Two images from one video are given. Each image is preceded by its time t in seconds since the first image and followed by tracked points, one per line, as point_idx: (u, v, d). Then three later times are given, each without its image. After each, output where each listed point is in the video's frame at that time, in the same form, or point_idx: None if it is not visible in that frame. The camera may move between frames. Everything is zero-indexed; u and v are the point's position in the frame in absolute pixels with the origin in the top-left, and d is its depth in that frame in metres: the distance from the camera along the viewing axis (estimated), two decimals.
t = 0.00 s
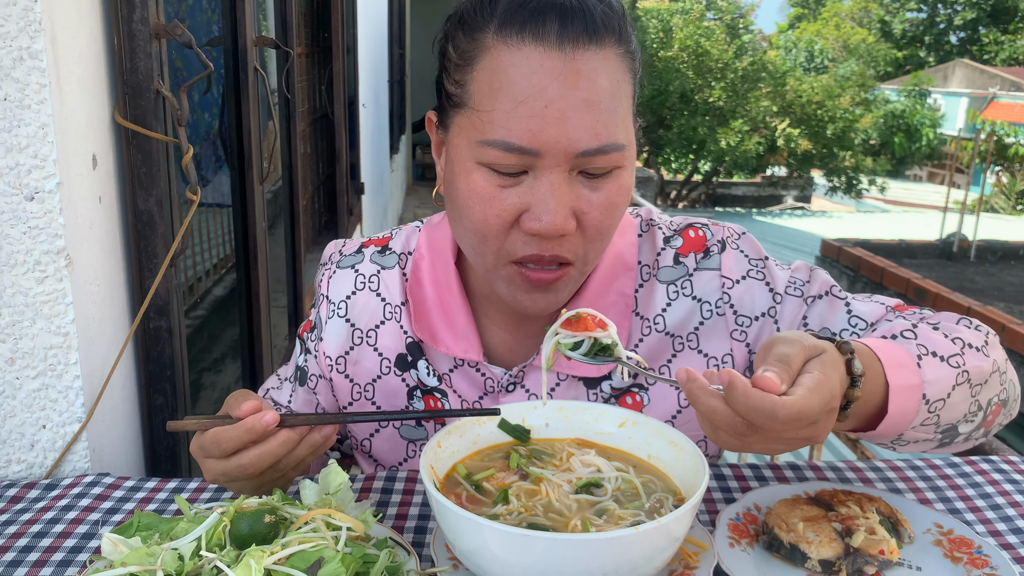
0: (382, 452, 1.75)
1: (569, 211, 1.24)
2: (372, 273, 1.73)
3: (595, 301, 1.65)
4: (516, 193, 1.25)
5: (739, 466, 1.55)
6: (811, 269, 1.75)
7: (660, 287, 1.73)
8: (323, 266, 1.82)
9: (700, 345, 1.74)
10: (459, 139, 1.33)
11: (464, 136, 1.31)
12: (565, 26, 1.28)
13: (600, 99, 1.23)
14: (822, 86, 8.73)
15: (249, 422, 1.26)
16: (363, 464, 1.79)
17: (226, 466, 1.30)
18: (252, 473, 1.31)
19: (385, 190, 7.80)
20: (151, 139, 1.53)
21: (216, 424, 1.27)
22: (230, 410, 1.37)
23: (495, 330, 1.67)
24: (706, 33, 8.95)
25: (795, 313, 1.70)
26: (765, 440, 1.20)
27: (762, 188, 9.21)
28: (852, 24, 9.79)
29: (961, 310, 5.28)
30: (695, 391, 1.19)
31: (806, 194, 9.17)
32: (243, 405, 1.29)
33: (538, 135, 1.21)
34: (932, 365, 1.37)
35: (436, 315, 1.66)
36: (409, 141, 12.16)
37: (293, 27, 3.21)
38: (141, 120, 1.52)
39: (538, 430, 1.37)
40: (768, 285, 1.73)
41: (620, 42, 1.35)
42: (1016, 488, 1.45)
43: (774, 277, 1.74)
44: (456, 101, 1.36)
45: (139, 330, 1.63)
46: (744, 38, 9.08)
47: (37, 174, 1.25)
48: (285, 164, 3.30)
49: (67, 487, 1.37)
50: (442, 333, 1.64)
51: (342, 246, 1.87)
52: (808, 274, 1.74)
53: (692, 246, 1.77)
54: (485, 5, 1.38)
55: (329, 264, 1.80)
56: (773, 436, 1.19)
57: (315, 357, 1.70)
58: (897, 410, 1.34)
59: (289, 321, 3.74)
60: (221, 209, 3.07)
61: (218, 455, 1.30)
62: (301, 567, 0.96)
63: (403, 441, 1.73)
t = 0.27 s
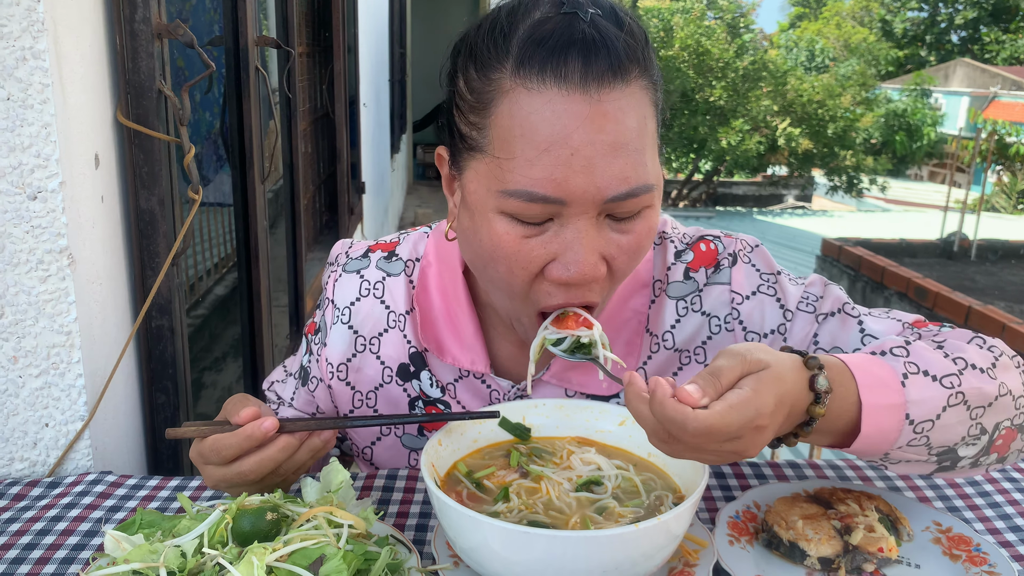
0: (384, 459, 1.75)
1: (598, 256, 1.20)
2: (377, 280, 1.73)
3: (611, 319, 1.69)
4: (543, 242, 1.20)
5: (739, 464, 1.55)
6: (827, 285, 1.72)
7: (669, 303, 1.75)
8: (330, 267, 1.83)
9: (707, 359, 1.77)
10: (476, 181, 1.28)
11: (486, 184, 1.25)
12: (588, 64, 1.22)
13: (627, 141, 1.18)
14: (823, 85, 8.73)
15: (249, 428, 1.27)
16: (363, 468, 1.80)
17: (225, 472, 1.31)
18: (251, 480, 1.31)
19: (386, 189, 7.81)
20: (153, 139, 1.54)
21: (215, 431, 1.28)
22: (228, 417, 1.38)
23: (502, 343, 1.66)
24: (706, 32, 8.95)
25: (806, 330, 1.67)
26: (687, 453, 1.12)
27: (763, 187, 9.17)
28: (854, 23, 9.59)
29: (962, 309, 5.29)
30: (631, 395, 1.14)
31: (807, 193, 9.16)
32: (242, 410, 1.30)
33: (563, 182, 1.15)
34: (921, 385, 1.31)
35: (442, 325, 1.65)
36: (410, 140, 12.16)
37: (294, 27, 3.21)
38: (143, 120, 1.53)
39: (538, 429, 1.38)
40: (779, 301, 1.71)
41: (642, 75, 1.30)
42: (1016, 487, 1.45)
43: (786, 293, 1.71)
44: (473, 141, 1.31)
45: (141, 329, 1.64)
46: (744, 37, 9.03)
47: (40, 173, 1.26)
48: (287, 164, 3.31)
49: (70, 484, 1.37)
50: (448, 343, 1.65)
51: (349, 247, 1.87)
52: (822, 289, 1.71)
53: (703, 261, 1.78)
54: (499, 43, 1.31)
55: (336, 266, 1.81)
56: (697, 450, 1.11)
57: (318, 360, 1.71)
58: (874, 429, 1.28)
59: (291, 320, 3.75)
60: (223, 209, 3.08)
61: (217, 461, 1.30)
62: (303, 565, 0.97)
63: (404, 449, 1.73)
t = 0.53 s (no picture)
0: (382, 461, 1.75)
1: (606, 285, 1.19)
2: (377, 283, 1.74)
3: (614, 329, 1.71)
4: (551, 269, 1.20)
5: (738, 463, 1.56)
6: (829, 291, 1.72)
7: (670, 310, 1.75)
8: (331, 269, 1.84)
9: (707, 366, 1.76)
10: (489, 200, 1.27)
11: (498, 210, 1.23)
12: (611, 97, 1.20)
13: (644, 176, 1.17)
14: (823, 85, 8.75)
15: (248, 426, 1.27)
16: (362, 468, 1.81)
17: (226, 471, 1.31)
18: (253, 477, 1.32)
19: (387, 190, 7.82)
20: (153, 139, 1.55)
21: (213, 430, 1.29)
22: (227, 415, 1.39)
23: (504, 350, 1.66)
24: (706, 33, 8.96)
25: (806, 336, 1.67)
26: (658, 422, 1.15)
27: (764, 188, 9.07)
28: (855, 23, 9.73)
29: (962, 309, 5.30)
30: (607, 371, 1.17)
31: (809, 194, 9.08)
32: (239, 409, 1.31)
33: (577, 215, 1.14)
34: (911, 377, 1.32)
35: (443, 329, 1.65)
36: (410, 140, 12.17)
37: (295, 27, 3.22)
38: (144, 120, 1.54)
39: (537, 428, 1.39)
40: (780, 306, 1.71)
41: (664, 106, 1.27)
42: (1014, 487, 1.46)
43: (786, 299, 1.71)
44: (488, 159, 1.29)
45: (142, 329, 1.64)
46: (744, 37, 9.13)
47: (41, 173, 1.27)
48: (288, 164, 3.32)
49: (71, 483, 1.38)
50: (447, 348, 1.64)
51: (351, 248, 1.88)
52: (824, 295, 1.71)
53: (704, 266, 1.78)
54: (521, 63, 1.30)
55: (338, 268, 1.82)
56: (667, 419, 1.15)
57: (317, 362, 1.72)
58: (862, 417, 1.27)
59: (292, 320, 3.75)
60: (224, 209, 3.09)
61: (217, 461, 1.31)
62: (303, 562, 0.98)
63: (403, 451, 1.73)
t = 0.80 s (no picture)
0: (380, 460, 1.76)
1: (597, 309, 1.20)
2: (376, 281, 1.74)
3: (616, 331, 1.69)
4: (543, 293, 1.20)
5: (736, 462, 1.56)
6: (823, 285, 1.73)
7: (665, 307, 1.74)
8: (331, 267, 1.84)
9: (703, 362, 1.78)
10: (486, 223, 1.26)
11: (494, 233, 1.22)
12: (611, 133, 1.16)
13: (640, 213, 1.14)
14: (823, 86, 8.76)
15: (248, 424, 1.27)
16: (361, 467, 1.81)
17: (226, 470, 1.31)
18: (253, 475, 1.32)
19: (387, 190, 7.83)
20: (153, 139, 1.55)
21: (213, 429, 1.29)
22: (226, 414, 1.39)
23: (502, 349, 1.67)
24: (707, 34, 8.98)
25: (800, 332, 1.69)
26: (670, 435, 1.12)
27: (765, 188, 9.14)
28: (855, 24, 9.72)
29: (962, 310, 5.31)
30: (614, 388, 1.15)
31: (809, 194, 9.12)
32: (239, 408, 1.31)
33: (571, 249, 1.12)
34: (911, 376, 1.32)
35: (441, 328, 1.66)
36: (411, 140, 12.18)
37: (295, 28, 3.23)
38: (144, 120, 1.54)
39: (535, 427, 1.39)
40: (774, 302, 1.73)
41: (667, 138, 1.23)
42: (1010, 486, 1.46)
43: (781, 296, 1.73)
44: (486, 184, 1.27)
45: (142, 328, 1.65)
46: (745, 37, 9.13)
47: (42, 174, 1.27)
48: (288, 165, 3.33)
49: (71, 483, 1.39)
50: (446, 347, 1.65)
51: (350, 247, 1.88)
52: (819, 290, 1.72)
53: (699, 264, 1.79)
54: (522, 87, 1.26)
55: (336, 266, 1.82)
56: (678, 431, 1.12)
57: (315, 360, 1.72)
58: (865, 420, 1.27)
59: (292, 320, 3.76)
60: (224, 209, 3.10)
61: (217, 459, 1.31)
62: (301, 560, 0.98)
63: (401, 450, 1.74)
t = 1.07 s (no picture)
0: (380, 458, 1.76)
1: (587, 319, 1.21)
2: (375, 280, 1.75)
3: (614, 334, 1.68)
4: (534, 304, 1.21)
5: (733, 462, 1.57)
6: (819, 284, 1.77)
7: (663, 305, 1.75)
8: (329, 266, 1.84)
9: (700, 360, 1.79)
10: (476, 234, 1.27)
11: (485, 244, 1.23)
12: (598, 153, 1.16)
13: (629, 230, 1.15)
14: (824, 86, 8.78)
15: (248, 423, 1.28)
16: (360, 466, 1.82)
17: (228, 466, 1.32)
18: (254, 472, 1.33)
19: (388, 190, 7.84)
20: (154, 140, 1.56)
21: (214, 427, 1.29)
22: (227, 413, 1.40)
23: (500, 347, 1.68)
24: (708, 34, 9.02)
25: (797, 330, 1.72)
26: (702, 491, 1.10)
27: (766, 188, 9.17)
28: (856, 24, 9.67)
29: (962, 310, 5.32)
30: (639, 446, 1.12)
31: (809, 194, 9.15)
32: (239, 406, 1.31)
33: (560, 266, 1.14)
34: (919, 396, 1.32)
35: (440, 326, 1.67)
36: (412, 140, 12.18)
37: (296, 29, 3.24)
38: (145, 121, 1.55)
39: (534, 426, 1.40)
40: (771, 301, 1.75)
41: (655, 156, 1.23)
42: (1008, 486, 1.46)
43: (778, 294, 1.75)
44: (475, 198, 1.28)
45: (143, 328, 1.66)
46: (746, 38, 9.15)
47: (43, 174, 1.28)
48: (289, 165, 3.34)
49: (72, 481, 1.39)
50: (444, 344, 1.66)
51: (348, 246, 1.89)
52: (815, 288, 1.75)
53: (697, 262, 1.79)
54: (509, 103, 1.25)
55: (335, 265, 1.82)
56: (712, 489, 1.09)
57: (315, 358, 1.72)
58: (880, 448, 1.28)
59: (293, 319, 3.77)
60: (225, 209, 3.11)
61: (218, 456, 1.31)
62: (300, 558, 0.99)
63: (401, 448, 1.75)
